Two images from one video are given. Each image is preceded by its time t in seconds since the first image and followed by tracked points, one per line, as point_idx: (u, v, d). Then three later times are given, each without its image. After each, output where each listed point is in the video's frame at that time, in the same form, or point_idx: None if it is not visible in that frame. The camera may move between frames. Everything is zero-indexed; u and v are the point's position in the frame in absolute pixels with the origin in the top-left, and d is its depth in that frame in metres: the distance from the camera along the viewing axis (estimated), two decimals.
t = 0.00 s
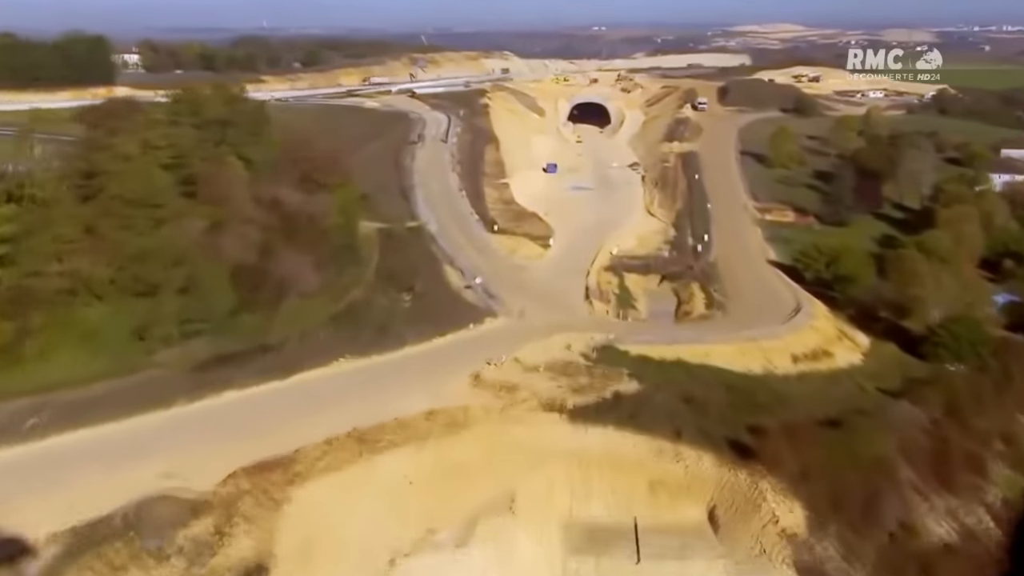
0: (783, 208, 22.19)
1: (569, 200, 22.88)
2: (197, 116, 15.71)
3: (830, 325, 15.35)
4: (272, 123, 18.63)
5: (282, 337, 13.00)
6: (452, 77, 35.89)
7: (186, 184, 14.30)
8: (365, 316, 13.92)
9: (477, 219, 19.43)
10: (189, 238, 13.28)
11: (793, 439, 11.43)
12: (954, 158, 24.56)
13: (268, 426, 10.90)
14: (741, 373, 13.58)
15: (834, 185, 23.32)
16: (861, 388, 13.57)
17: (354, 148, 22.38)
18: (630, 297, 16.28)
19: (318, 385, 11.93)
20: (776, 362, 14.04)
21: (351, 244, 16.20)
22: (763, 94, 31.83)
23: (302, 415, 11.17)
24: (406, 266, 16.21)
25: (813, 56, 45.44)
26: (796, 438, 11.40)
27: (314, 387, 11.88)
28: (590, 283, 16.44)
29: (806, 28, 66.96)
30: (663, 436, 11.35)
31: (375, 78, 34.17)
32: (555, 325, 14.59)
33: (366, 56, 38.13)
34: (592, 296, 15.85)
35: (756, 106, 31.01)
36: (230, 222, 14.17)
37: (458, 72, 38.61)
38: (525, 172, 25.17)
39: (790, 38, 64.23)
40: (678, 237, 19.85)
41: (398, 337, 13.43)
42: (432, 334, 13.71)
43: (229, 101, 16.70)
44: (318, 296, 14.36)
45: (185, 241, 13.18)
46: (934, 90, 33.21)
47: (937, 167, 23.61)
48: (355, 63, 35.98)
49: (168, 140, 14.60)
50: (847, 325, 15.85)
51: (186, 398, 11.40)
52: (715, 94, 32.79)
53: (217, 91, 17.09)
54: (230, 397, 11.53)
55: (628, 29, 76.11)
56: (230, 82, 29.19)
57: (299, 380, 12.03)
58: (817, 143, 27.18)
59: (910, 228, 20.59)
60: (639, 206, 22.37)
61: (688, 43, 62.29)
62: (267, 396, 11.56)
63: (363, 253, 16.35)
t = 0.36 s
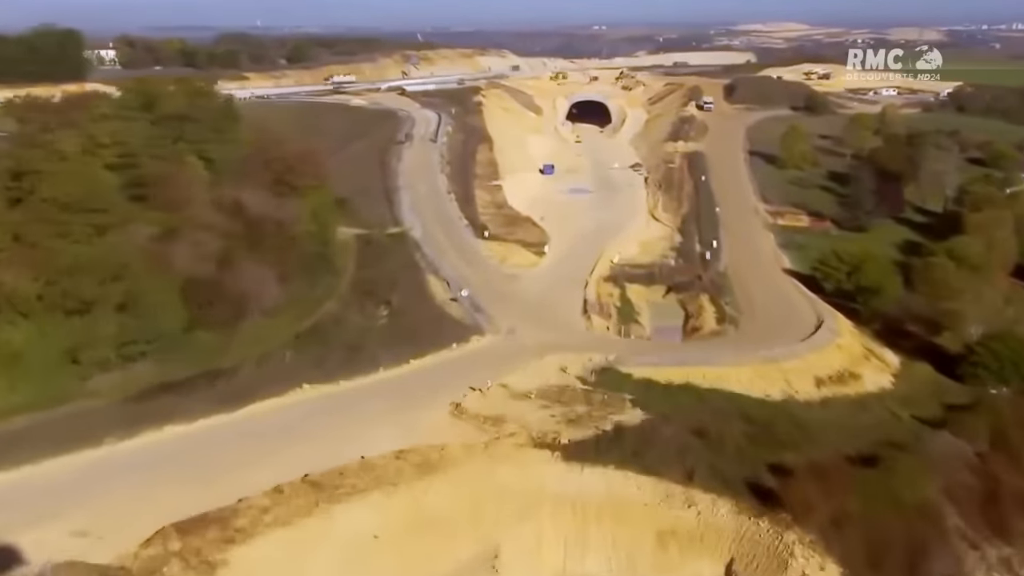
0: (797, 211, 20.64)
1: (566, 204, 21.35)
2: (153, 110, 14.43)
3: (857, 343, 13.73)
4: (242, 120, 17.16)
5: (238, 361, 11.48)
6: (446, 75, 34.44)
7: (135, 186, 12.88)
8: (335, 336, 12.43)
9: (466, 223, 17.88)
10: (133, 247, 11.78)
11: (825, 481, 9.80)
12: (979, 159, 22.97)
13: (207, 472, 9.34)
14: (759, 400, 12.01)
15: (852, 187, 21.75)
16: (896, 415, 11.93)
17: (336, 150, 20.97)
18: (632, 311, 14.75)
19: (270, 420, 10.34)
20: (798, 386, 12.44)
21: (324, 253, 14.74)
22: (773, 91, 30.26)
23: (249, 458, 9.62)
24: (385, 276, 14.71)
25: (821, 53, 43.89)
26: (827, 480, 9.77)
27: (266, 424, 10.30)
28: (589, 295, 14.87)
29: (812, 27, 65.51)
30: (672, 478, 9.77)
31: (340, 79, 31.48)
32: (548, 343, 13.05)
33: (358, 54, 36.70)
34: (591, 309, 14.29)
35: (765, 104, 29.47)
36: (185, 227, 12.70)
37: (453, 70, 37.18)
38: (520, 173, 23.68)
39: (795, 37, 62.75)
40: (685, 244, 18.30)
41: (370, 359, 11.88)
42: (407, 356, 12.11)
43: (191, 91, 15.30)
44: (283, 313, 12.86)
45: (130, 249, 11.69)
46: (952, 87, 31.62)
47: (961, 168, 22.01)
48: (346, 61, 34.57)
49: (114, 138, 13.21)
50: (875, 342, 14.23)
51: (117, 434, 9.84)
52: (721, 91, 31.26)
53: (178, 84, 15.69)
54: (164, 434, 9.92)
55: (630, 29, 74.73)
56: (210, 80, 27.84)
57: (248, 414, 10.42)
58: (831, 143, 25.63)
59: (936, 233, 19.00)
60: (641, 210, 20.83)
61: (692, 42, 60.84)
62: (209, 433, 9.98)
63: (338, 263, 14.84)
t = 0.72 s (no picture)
0: (815, 215, 18.94)
1: (564, 208, 19.68)
2: (93, 108, 12.44)
3: (893, 368, 12.02)
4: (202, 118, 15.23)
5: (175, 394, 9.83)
6: (438, 72, 32.89)
7: (62, 189, 11.25)
8: (294, 362, 10.79)
9: (453, 229, 16.22)
10: (54, 259, 10.31)
11: (873, 546, 8.11)
12: (1010, 157, 21.25)
13: (113, 543, 7.62)
14: (784, 439, 10.32)
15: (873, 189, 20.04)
16: (946, 456, 10.21)
17: (314, 151, 19.39)
18: (636, 329, 13.06)
19: (201, 472, 8.62)
20: (829, 420, 10.75)
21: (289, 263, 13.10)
22: (783, 87, 28.57)
23: (169, 523, 7.90)
24: (357, 289, 13.05)
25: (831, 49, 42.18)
26: (877, 547, 8.08)
27: (197, 475, 8.58)
28: (587, 310, 13.18)
29: (817, 25, 63.83)
30: (689, 540, 8.12)
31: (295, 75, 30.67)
32: (541, 368, 11.36)
33: (347, 53, 35.19)
34: (590, 327, 12.59)
35: (775, 100, 27.80)
36: (122, 238, 11.15)
37: (446, 68, 35.63)
38: (514, 175, 22.06)
39: (801, 35, 61.06)
40: (694, 252, 16.61)
41: (333, 390, 10.21)
42: (374, 387, 10.40)
43: (139, 85, 13.35)
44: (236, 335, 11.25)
45: (49, 263, 10.21)
46: (971, 83, 29.94)
47: (992, 167, 20.29)
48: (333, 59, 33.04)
49: (42, 132, 11.62)
50: (914, 364, 12.49)
51: (14, 488, 8.13)
52: (728, 88, 29.59)
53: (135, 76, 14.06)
54: (69, 493, 8.20)
55: (629, 26, 72.86)
56: (186, 80, 26.42)
57: (175, 463, 8.71)
58: (848, 142, 23.94)
59: (969, 238, 17.26)
60: (646, 213, 19.13)
61: (695, 40, 59.17)
62: (123, 490, 8.26)
63: (306, 274, 13.14)
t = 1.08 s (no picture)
0: (836, 223, 17.28)
1: (561, 216, 18.05)
2: (33, 125, 11.92)
3: (942, 405, 10.33)
4: (155, 120, 14.02)
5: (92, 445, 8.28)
6: (431, 73, 31.43)
7: None
8: (239, 404, 9.18)
9: (437, 241, 14.59)
10: None
11: None
12: None
13: None
14: (819, 496, 8.66)
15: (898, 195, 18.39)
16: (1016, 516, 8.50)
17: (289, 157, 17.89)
18: (640, 360, 11.49)
19: (108, 553, 7.05)
20: (871, 471, 9.06)
21: (245, 282, 11.48)
22: (794, 86, 26.99)
23: None
24: (322, 310, 11.41)
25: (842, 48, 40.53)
26: None
27: (103, 557, 7.01)
28: (586, 335, 11.52)
29: (823, 26, 62.35)
30: None
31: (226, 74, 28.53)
32: (531, 407, 9.71)
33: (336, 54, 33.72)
34: (590, 355, 10.94)
35: (787, 101, 26.20)
36: (42, 253, 9.97)
37: (440, 69, 34.10)
38: (507, 180, 20.46)
39: (808, 36, 59.55)
40: (705, 266, 14.98)
41: (281, 439, 8.61)
42: (331, 435, 8.79)
43: (84, 89, 12.75)
44: (174, 367, 9.62)
45: None
46: (993, 84, 28.36)
47: None
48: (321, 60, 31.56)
49: None
50: (963, 400, 10.81)
51: None
52: (737, 88, 28.00)
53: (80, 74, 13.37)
54: None
55: (630, 27, 71.34)
56: (162, 82, 25.04)
57: (78, 540, 7.16)
58: (868, 144, 22.28)
59: (1008, 254, 15.66)
60: (651, 222, 17.48)
61: (699, 41, 57.65)
62: None
63: (264, 293, 11.51)
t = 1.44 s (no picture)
0: (856, 237, 15.79)
1: (557, 231, 16.58)
2: None
3: (1002, 458, 8.70)
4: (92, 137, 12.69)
5: None
6: (421, 79, 30.28)
7: None
8: (162, 467, 7.64)
9: (417, 261, 13.07)
10: None
11: None
12: None
13: None
14: None
15: (923, 207, 16.90)
16: None
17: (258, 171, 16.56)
18: (644, 404, 9.98)
19: None
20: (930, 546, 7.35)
21: (187, 314, 10.04)
22: (803, 90, 25.60)
23: None
24: (279, 345, 9.87)
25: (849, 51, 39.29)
26: None
27: None
28: (584, 371, 9.98)
29: (825, 31, 61.21)
30: None
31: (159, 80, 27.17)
32: (518, 464, 8.18)
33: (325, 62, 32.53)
34: (587, 397, 9.39)
35: (796, 105, 24.81)
36: None
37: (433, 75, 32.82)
38: (499, 193, 19.04)
39: (811, 40, 58.43)
40: (716, 286, 13.49)
41: (207, 515, 7.07)
42: (272, 506, 7.25)
43: (6, 91, 11.74)
44: (94, 422, 8.24)
45: None
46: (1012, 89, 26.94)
47: None
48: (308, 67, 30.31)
49: None
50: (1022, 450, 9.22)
51: None
52: (743, 92, 26.61)
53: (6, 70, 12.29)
54: None
55: (630, 32, 70.18)
56: (137, 93, 23.97)
57: None
58: (885, 151, 20.86)
59: None
60: (655, 236, 16.00)
61: (700, 46, 56.52)
62: None
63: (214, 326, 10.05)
